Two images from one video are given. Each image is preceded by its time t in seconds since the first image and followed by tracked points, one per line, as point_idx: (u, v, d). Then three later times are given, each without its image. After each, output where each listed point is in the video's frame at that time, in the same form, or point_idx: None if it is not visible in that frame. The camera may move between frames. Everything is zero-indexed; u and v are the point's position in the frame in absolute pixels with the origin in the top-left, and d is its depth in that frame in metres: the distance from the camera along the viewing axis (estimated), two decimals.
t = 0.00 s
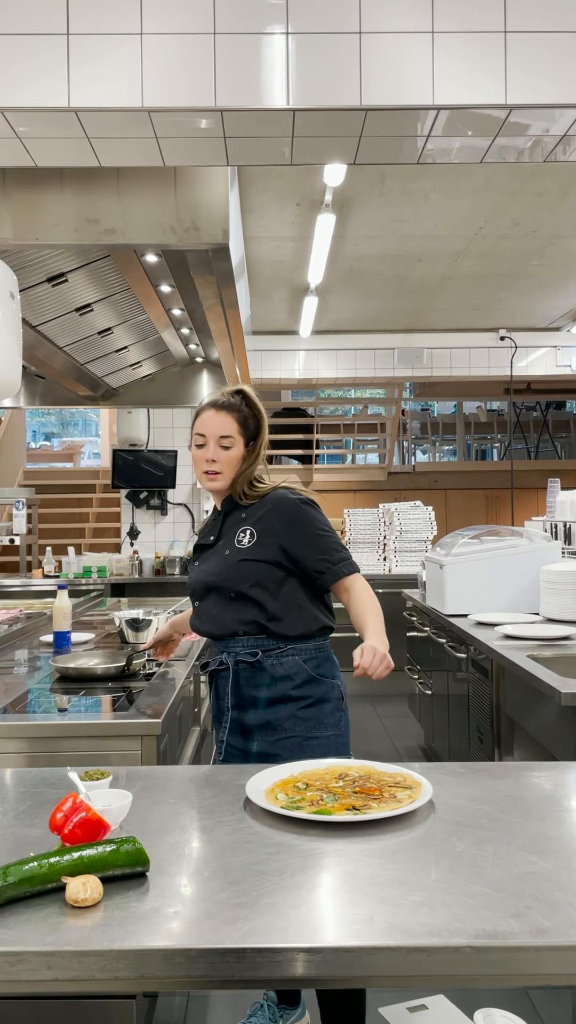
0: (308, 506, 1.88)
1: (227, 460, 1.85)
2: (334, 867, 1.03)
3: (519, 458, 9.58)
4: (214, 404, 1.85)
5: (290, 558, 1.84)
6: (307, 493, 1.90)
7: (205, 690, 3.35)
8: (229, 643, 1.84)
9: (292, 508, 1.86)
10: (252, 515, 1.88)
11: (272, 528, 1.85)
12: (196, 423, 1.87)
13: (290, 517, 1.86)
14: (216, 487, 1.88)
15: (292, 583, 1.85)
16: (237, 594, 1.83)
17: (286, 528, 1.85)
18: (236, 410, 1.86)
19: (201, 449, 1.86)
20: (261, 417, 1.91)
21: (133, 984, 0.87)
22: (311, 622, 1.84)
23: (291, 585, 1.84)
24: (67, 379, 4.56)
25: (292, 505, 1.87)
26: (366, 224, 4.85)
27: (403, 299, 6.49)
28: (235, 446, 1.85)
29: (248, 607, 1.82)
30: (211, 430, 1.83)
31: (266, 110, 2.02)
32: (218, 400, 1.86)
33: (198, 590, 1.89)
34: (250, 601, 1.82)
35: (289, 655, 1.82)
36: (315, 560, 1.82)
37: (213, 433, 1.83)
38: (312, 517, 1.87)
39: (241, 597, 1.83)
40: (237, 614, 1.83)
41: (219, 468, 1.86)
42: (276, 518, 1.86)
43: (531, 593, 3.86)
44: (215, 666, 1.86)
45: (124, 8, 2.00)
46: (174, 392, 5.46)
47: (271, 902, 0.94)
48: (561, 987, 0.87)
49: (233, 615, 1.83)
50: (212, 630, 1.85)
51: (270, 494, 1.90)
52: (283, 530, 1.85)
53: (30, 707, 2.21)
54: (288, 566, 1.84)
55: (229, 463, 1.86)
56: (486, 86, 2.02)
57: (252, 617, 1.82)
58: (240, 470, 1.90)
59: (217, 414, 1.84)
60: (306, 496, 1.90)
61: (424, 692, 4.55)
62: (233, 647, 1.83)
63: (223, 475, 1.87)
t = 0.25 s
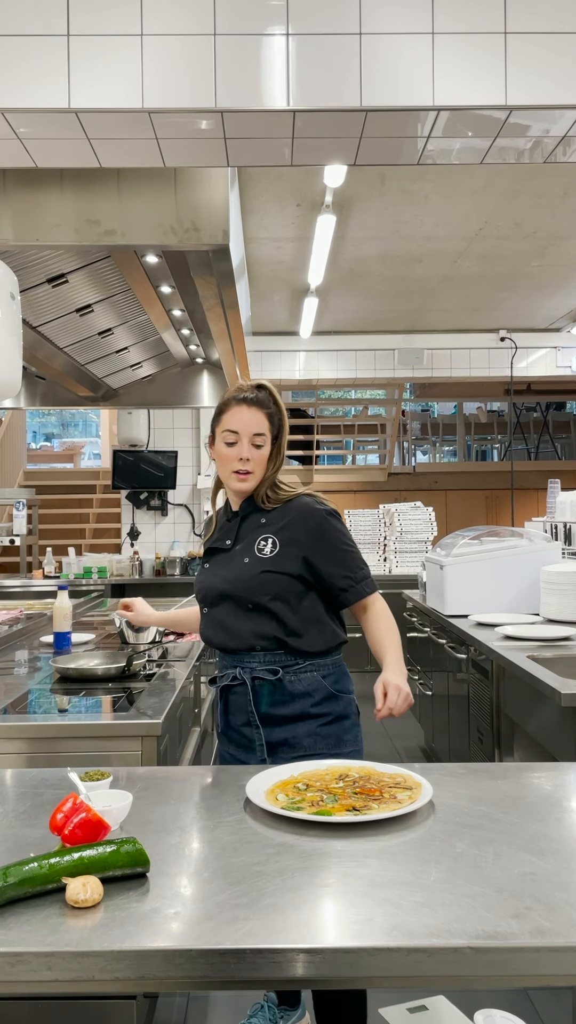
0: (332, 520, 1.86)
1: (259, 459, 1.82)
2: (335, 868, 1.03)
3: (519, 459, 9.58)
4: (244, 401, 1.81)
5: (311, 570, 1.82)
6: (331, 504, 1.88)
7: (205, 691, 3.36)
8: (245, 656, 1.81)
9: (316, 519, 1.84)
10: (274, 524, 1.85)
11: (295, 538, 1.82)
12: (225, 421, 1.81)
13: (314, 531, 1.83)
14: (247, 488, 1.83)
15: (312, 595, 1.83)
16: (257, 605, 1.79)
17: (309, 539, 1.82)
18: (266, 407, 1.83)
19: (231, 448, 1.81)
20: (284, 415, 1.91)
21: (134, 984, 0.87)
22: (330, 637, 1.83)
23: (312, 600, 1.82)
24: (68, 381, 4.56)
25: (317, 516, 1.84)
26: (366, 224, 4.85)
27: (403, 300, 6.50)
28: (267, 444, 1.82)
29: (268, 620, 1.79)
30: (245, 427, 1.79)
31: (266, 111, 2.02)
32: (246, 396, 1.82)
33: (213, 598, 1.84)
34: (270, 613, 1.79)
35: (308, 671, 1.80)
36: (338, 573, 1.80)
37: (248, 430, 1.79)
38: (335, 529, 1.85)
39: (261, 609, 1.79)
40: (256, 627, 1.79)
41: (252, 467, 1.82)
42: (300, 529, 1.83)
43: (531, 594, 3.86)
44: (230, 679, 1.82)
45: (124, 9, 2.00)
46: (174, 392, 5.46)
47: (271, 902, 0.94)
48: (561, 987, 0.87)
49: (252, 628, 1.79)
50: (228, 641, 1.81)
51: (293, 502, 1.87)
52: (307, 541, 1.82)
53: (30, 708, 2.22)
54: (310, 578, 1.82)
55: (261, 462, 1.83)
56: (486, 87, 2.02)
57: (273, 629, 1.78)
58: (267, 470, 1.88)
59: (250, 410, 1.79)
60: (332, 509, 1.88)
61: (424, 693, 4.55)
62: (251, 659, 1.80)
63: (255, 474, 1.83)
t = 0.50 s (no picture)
0: (378, 532, 1.79)
1: (302, 453, 1.73)
2: (336, 870, 1.03)
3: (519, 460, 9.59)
4: (283, 390, 1.72)
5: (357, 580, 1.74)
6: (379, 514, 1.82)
7: (206, 692, 3.36)
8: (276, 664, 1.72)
9: (366, 528, 1.77)
10: (322, 526, 1.77)
11: (344, 545, 1.75)
12: (264, 412, 1.72)
13: (361, 541, 1.76)
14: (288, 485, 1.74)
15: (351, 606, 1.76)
16: (298, 612, 1.70)
17: (356, 548, 1.75)
18: (306, 396, 1.74)
19: (271, 442, 1.72)
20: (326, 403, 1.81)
21: (134, 986, 0.87)
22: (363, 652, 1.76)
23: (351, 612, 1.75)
24: (68, 382, 4.56)
25: (369, 525, 1.77)
26: (367, 225, 4.85)
27: (403, 301, 6.50)
28: (309, 436, 1.73)
29: (307, 629, 1.70)
30: (285, 419, 1.70)
31: (267, 112, 2.02)
32: (285, 385, 1.73)
33: (246, 599, 1.73)
34: (310, 621, 1.71)
35: (339, 685, 1.72)
36: (384, 587, 1.74)
37: (288, 422, 1.70)
38: (383, 540, 1.78)
39: (302, 616, 1.70)
40: (294, 634, 1.70)
41: (295, 461, 1.72)
42: (349, 536, 1.76)
43: (532, 596, 3.86)
44: (255, 686, 1.72)
45: (124, 10, 2.01)
46: (174, 393, 5.46)
47: (271, 904, 0.94)
48: (562, 989, 0.87)
49: (289, 636, 1.70)
50: (260, 647, 1.71)
51: (342, 505, 1.82)
52: (355, 549, 1.75)
53: (30, 708, 2.21)
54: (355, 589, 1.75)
55: (305, 456, 1.74)
56: (487, 90, 2.02)
57: (311, 639, 1.70)
58: (310, 463, 1.79)
59: (289, 401, 1.71)
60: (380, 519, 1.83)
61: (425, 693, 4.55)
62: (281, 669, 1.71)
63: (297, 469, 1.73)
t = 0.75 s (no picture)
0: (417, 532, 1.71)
1: (326, 431, 1.61)
2: (337, 871, 1.03)
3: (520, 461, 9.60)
4: (305, 370, 1.66)
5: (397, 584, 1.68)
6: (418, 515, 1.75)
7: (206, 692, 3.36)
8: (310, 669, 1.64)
9: (408, 530, 1.70)
10: (360, 526, 1.70)
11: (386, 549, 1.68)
12: (285, 393, 1.65)
13: (400, 543, 1.69)
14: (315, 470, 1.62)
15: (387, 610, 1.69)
16: (340, 618, 1.62)
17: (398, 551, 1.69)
18: (331, 374, 1.67)
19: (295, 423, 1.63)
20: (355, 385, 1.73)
21: (134, 987, 0.87)
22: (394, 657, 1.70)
23: (388, 617, 1.68)
24: (68, 383, 4.56)
25: (410, 526, 1.70)
26: (367, 227, 4.85)
27: (404, 302, 6.51)
28: (335, 414, 1.64)
29: (346, 635, 1.63)
30: (308, 397, 1.62)
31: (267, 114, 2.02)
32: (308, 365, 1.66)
33: (284, 602, 1.64)
34: (350, 627, 1.64)
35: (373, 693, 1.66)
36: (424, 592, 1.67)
37: (310, 399, 1.62)
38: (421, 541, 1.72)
39: (343, 622, 1.63)
40: (332, 642, 1.63)
41: (318, 440, 1.60)
42: (388, 538, 1.69)
43: (533, 597, 3.86)
44: (285, 692, 1.64)
45: (125, 13, 2.01)
46: (175, 394, 5.46)
47: (272, 905, 0.94)
48: (563, 991, 0.87)
49: (327, 641, 1.63)
50: (296, 652, 1.64)
51: (380, 502, 1.74)
52: (396, 552, 1.69)
53: (30, 709, 2.21)
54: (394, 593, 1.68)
55: (328, 436, 1.62)
56: (489, 91, 2.02)
57: (351, 645, 1.63)
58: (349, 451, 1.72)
59: (312, 378, 1.63)
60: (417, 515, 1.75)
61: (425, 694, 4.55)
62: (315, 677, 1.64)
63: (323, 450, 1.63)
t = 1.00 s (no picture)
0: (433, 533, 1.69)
1: (338, 428, 1.58)
2: (337, 873, 1.02)
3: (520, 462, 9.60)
4: (308, 368, 1.61)
5: (413, 586, 1.65)
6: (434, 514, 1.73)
7: (206, 694, 3.36)
8: (325, 674, 1.61)
9: (425, 531, 1.68)
10: (379, 524, 1.67)
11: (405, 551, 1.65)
12: (289, 396, 1.61)
13: (418, 546, 1.67)
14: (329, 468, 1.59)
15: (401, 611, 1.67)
16: (359, 623, 1.59)
17: (415, 553, 1.66)
18: (334, 368, 1.62)
19: (303, 424, 1.59)
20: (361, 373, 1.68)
21: (135, 989, 0.87)
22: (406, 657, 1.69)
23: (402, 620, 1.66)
24: (69, 384, 4.56)
25: (428, 528, 1.68)
26: (368, 228, 4.85)
27: (404, 303, 6.51)
28: (344, 409, 1.60)
29: (363, 640, 1.61)
30: (313, 396, 1.58)
31: (267, 116, 2.03)
32: (310, 362, 1.62)
33: (302, 606, 1.59)
34: (368, 632, 1.61)
35: (386, 695, 1.64)
36: (440, 594, 1.66)
37: (316, 398, 1.57)
38: (436, 542, 1.70)
39: (361, 627, 1.59)
40: (350, 646, 1.60)
41: (330, 440, 1.57)
42: (407, 539, 1.66)
43: (533, 598, 3.86)
44: (298, 698, 1.60)
45: (126, 15, 2.01)
46: (175, 395, 5.46)
47: (272, 907, 0.94)
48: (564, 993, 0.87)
49: (344, 647, 1.60)
50: (311, 657, 1.60)
51: (398, 497, 1.71)
52: (414, 555, 1.66)
53: (31, 711, 2.21)
54: (410, 595, 1.65)
55: (342, 431, 1.59)
56: (490, 93, 2.02)
57: (368, 651, 1.60)
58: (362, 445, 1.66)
59: (315, 376, 1.59)
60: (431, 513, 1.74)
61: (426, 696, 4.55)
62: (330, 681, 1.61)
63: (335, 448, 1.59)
